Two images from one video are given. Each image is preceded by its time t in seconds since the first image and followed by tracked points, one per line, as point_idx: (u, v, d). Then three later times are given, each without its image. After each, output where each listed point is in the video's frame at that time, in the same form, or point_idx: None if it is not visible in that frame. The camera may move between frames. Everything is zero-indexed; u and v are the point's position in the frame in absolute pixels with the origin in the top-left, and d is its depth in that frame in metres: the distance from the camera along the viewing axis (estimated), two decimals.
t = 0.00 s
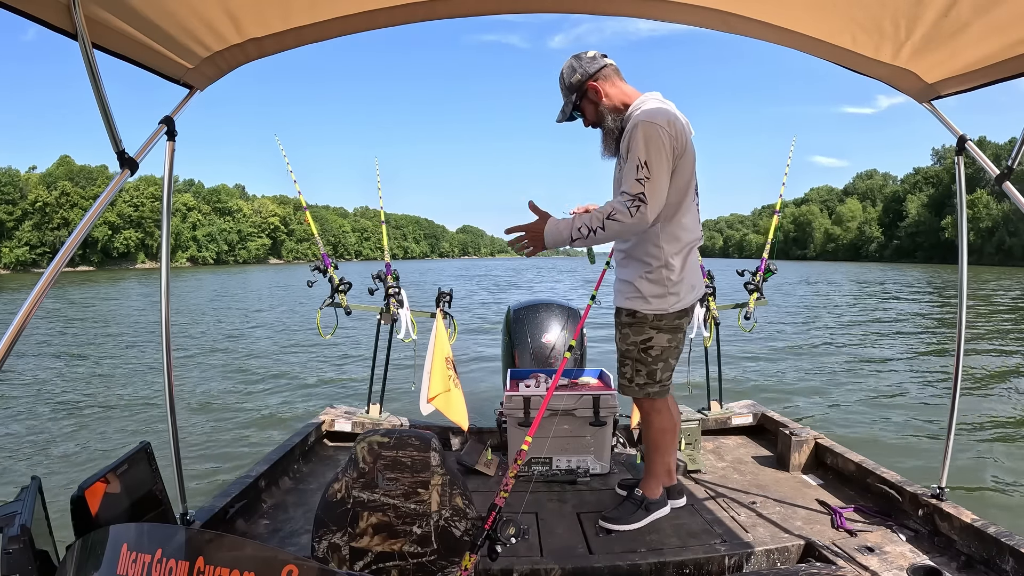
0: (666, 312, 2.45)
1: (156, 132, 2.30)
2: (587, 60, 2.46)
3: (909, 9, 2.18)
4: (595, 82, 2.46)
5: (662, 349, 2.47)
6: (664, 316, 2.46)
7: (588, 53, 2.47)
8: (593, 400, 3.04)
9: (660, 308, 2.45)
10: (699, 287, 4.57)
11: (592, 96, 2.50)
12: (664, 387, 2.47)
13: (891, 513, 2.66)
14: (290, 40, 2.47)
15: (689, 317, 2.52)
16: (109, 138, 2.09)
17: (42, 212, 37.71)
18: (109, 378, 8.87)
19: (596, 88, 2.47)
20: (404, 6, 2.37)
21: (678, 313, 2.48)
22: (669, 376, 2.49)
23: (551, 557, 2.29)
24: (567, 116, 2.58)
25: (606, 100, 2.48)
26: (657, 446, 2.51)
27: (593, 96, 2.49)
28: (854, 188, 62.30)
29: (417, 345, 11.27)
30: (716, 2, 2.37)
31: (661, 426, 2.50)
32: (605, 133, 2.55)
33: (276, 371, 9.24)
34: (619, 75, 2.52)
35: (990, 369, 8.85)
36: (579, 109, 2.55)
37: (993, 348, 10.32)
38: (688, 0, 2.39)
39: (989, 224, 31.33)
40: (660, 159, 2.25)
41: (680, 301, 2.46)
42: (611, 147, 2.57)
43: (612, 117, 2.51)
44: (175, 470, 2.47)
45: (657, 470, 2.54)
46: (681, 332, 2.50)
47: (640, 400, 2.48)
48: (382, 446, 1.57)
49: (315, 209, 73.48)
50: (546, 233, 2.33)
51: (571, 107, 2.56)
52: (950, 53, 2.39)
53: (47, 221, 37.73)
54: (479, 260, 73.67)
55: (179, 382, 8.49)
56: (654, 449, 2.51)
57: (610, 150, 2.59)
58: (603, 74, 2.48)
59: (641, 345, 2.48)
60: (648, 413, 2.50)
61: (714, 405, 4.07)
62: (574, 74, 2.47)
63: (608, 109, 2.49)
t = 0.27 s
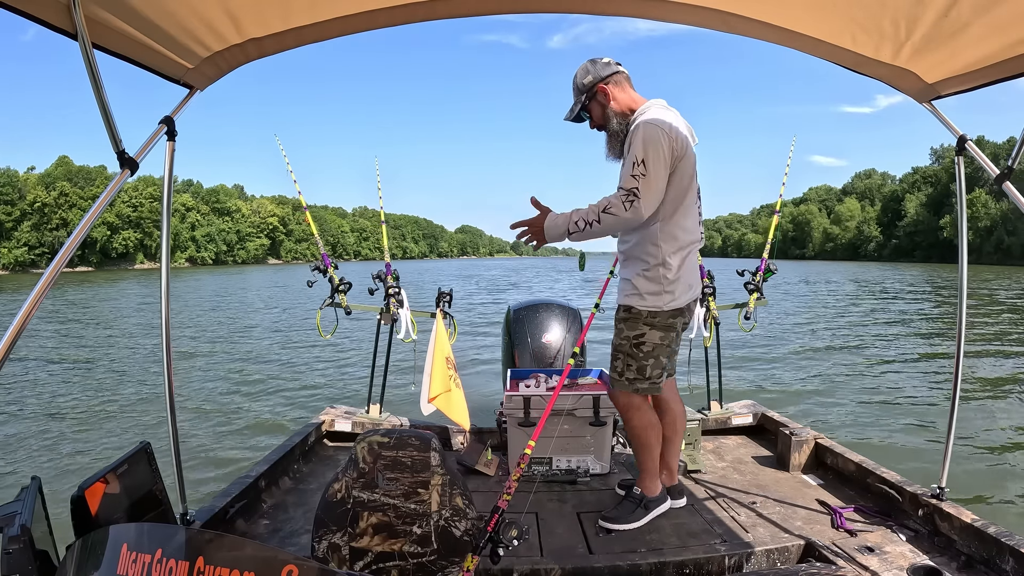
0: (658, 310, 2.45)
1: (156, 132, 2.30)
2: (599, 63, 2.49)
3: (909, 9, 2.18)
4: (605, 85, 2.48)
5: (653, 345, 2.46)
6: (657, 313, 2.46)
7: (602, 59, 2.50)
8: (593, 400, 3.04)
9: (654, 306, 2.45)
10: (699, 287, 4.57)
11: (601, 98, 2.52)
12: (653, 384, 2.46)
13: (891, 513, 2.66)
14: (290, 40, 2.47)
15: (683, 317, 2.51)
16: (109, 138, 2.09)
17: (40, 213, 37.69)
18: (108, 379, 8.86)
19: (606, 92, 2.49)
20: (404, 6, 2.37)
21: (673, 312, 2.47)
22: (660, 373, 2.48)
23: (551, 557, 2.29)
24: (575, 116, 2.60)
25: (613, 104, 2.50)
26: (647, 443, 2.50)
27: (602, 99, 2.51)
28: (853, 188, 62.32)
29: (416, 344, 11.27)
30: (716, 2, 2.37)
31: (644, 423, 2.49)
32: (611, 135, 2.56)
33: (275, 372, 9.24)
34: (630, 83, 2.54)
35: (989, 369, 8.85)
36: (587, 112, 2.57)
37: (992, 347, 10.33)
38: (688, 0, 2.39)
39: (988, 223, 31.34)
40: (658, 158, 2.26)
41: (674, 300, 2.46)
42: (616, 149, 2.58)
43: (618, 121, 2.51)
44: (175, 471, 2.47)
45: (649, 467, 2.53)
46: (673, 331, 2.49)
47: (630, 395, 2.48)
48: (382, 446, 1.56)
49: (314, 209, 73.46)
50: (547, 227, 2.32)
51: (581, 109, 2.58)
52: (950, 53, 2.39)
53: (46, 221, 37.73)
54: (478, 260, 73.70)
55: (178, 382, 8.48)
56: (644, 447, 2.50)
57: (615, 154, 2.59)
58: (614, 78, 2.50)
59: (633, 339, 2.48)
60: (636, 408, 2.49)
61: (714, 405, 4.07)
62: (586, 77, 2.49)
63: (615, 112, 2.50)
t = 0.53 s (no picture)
0: (646, 308, 2.45)
1: (156, 132, 2.30)
2: (604, 67, 2.51)
3: (908, 9, 2.18)
4: (609, 90, 2.51)
5: (636, 341, 2.46)
6: (645, 310, 2.46)
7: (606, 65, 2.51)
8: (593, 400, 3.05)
9: (643, 303, 2.45)
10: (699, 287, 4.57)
11: (604, 101, 2.54)
12: (633, 379, 2.46)
13: (891, 513, 2.66)
14: (289, 40, 2.47)
15: (671, 319, 2.49)
16: (109, 138, 2.09)
17: (39, 213, 37.69)
18: (107, 379, 8.86)
19: (610, 96, 2.51)
20: (404, 6, 2.37)
21: (662, 311, 2.47)
22: (642, 370, 2.47)
23: (551, 556, 2.29)
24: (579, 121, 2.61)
25: (617, 108, 2.53)
26: (631, 437, 2.50)
27: (605, 103, 2.53)
28: (852, 188, 62.37)
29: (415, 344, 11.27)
30: (716, 2, 2.37)
31: (622, 418, 2.49)
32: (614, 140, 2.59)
33: (275, 372, 9.23)
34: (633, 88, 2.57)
35: (987, 368, 8.86)
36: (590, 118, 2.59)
37: (990, 347, 10.33)
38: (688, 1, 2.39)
39: (986, 223, 31.34)
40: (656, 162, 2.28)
41: (664, 300, 2.45)
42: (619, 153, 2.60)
43: (620, 125, 2.54)
44: (175, 471, 2.47)
45: (637, 463, 2.52)
46: (659, 330, 2.47)
47: (613, 387, 2.48)
48: (382, 446, 1.56)
49: (313, 210, 73.45)
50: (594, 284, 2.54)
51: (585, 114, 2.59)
52: (949, 53, 2.39)
53: (45, 222, 37.72)
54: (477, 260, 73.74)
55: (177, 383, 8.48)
56: (628, 441, 2.50)
57: (616, 157, 2.63)
58: (617, 83, 2.53)
59: (618, 333, 2.48)
60: (619, 400, 2.48)
61: (714, 405, 4.07)
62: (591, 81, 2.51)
63: (618, 117, 2.53)
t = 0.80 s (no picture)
0: (637, 306, 2.48)
1: (156, 132, 2.30)
2: (593, 75, 2.56)
3: (909, 9, 2.18)
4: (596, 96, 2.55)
5: (629, 339, 2.50)
6: (637, 310, 2.48)
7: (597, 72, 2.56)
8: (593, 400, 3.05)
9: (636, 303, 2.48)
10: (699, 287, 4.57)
11: (592, 108, 2.59)
12: (628, 374, 2.50)
13: (891, 513, 2.66)
14: (290, 40, 2.47)
15: (666, 317, 2.49)
16: (109, 138, 2.09)
17: (38, 214, 37.65)
18: (106, 380, 8.85)
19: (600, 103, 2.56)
20: (405, 6, 2.37)
21: (655, 310, 2.48)
22: (637, 366, 2.51)
23: (551, 557, 2.29)
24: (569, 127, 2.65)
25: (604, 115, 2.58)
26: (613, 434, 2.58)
27: (594, 109, 2.58)
28: (850, 188, 62.40)
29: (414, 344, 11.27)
30: (716, 2, 2.37)
31: (611, 412, 2.55)
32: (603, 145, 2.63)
33: (274, 372, 9.22)
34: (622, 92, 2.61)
35: (987, 368, 8.86)
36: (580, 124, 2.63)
37: (989, 347, 10.33)
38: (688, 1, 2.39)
39: (985, 223, 31.34)
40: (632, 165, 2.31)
41: (655, 298, 2.46)
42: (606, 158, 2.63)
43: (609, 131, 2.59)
44: (175, 471, 2.47)
45: (617, 462, 2.61)
46: (653, 328, 2.49)
47: (607, 381, 2.53)
48: (382, 446, 1.56)
49: (311, 209, 73.40)
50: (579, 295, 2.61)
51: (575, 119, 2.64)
52: (949, 53, 2.39)
53: (44, 222, 37.68)
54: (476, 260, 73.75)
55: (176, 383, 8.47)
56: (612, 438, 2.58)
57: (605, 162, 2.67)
58: (605, 89, 2.57)
59: (612, 331, 2.53)
60: (608, 394, 2.55)
61: (714, 405, 4.07)
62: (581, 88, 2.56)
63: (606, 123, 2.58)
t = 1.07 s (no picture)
0: (626, 311, 2.49)
1: (156, 132, 2.30)
2: (551, 97, 2.68)
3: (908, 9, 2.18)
4: (556, 118, 2.65)
5: (624, 343, 2.50)
6: (626, 314, 2.49)
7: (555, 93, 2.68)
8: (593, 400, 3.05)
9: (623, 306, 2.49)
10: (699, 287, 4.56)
11: (555, 129, 2.70)
12: (629, 379, 2.51)
13: (891, 513, 2.66)
14: (290, 40, 2.47)
15: (661, 317, 2.47)
16: (109, 138, 2.09)
17: (37, 214, 37.62)
18: (105, 380, 8.84)
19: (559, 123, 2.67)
20: (404, 6, 2.37)
21: (643, 312, 2.46)
22: (637, 370, 2.51)
23: (551, 557, 2.29)
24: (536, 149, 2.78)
25: (567, 134, 2.68)
26: (609, 438, 2.59)
27: (556, 129, 2.69)
28: (849, 188, 62.43)
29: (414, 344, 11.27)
30: (716, 2, 2.36)
31: (610, 415, 2.57)
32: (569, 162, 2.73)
33: (273, 372, 9.22)
34: (582, 109, 2.70)
35: (985, 368, 8.87)
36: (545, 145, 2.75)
37: (987, 347, 10.34)
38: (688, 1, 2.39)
39: (984, 223, 31.34)
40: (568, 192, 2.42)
41: (641, 300, 2.45)
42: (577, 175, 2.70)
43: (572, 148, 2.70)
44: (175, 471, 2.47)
45: (609, 466, 2.65)
46: (647, 331, 2.48)
47: (608, 386, 2.54)
48: (382, 446, 1.56)
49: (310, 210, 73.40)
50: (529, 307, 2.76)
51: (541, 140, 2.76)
52: (949, 53, 2.39)
53: (43, 222, 37.65)
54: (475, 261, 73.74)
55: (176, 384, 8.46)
56: (610, 443, 2.59)
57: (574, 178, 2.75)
58: (565, 110, 2.66)
59: (607, 335, 2.55)
60: (608, 399, 2.56)
61: (714, 405, 4.07)
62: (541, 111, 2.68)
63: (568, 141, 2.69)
